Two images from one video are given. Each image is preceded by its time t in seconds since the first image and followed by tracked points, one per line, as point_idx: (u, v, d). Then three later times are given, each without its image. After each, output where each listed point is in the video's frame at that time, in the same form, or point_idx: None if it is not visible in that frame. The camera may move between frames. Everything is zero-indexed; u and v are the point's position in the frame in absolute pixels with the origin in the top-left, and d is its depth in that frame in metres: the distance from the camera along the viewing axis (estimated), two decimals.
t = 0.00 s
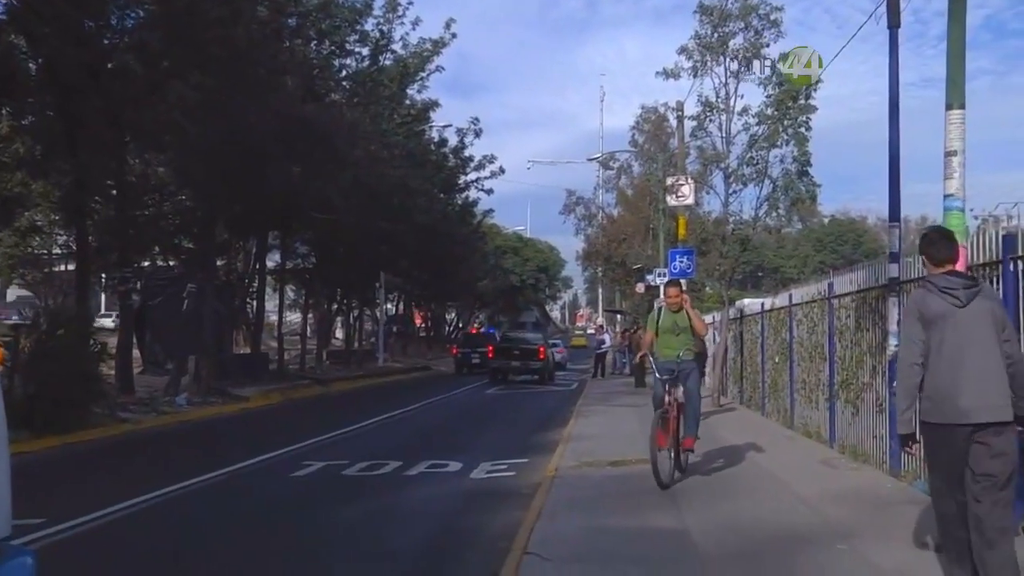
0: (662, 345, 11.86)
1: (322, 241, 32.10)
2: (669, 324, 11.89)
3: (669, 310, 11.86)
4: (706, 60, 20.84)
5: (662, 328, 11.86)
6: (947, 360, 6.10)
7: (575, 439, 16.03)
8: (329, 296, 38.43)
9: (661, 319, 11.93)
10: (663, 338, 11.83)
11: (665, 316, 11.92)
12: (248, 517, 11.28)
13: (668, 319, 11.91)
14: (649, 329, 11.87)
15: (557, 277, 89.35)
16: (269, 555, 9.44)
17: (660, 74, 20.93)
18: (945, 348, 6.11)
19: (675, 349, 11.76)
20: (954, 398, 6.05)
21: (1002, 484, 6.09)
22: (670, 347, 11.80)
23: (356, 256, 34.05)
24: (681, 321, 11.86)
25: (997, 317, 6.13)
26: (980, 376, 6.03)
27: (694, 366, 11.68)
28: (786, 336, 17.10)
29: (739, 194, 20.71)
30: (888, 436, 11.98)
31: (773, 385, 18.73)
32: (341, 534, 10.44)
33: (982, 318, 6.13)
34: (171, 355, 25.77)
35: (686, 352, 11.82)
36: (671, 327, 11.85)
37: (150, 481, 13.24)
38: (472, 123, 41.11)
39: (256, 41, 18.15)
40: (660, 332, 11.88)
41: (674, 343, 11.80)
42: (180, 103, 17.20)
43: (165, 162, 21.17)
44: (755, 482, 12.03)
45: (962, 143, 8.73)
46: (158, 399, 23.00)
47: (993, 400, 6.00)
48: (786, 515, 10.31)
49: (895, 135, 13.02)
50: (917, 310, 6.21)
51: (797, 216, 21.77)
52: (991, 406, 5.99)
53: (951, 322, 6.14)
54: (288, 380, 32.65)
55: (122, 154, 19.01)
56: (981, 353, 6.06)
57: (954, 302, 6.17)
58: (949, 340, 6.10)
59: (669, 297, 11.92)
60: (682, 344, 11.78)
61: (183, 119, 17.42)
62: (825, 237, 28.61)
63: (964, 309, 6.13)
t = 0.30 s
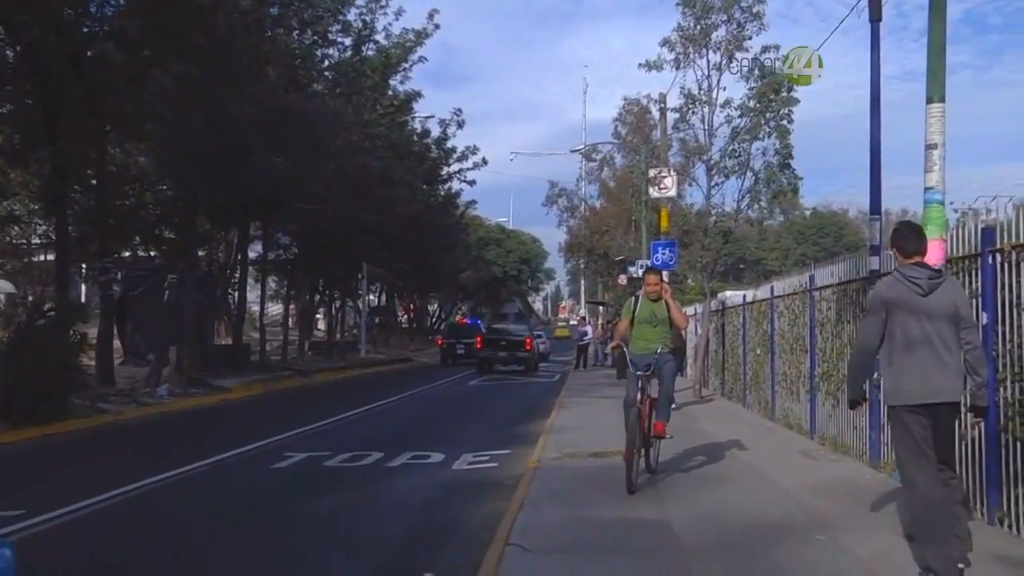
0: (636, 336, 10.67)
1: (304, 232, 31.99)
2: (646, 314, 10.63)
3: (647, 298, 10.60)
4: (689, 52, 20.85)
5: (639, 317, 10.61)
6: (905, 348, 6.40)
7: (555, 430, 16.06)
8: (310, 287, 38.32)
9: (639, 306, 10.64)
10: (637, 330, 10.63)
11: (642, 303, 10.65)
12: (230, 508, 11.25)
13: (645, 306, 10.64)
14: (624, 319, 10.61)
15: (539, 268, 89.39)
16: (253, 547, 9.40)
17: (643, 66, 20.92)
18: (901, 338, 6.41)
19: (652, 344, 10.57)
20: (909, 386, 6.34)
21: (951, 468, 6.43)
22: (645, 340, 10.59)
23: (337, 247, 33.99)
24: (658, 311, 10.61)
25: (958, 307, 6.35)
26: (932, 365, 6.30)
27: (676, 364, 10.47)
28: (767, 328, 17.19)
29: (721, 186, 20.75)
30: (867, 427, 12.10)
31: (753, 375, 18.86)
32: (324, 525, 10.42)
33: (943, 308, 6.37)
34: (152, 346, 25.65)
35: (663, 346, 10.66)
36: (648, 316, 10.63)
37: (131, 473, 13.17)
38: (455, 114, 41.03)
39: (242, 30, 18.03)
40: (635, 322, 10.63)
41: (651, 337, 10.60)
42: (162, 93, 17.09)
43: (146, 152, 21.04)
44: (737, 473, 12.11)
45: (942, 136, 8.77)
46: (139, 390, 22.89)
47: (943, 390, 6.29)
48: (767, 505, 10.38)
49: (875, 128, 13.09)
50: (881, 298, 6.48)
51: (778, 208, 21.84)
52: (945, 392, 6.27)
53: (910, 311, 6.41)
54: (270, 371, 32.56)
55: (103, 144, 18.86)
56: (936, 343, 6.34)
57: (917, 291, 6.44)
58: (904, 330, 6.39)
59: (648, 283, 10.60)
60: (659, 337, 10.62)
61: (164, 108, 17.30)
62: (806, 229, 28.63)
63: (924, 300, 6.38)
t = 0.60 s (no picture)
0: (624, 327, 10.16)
1: (297, 221, 31.95)
2: (636, 304, 10.10)
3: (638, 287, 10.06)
4: (682, 41, 20.84)
5: (629, 308, 10.08)
6: (877, 339, 7.23)
7: (549, 419, 16.09)
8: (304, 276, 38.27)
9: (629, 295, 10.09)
10: (626, 320, 10.11)
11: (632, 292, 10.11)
12: (224, 497, 11.26)
13: (636, 296, 10.10)
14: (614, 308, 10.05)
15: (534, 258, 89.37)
16: (246, 536, 9.44)
17: (637, 55, 20.91)
18: (876, 331, 7.22)
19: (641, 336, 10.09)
20: (879, 373, 7.17)
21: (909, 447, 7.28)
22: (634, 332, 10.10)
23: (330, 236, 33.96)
24: (649, 302, 10.10)
25: (928, 304, 7.16)
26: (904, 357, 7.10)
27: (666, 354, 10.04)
28: (760, 318, 17.22)
29: (715, 176, 20.75)
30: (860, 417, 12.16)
31: (746, 365, 18.92)
32: (318, 514, 10.45)
33: (913, 305, 7.18)
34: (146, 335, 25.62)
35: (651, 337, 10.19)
36: (637, 306, 10.11)
37: (124, 462, 13.17)
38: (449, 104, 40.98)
39: (235, 19, 17.97)
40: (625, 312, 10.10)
41: (640, 329, 10.11)
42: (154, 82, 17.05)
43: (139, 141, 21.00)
44: (731, 462, 12.17)
45: (936, 127, 8.78)
46: (133, 379, 22.87)
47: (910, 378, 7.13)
48: (761, 494, 10.42)
49: (869, 119, 13.10)
50: (860, 293, 7.30)
51: (772, 198, 21.86)
52: (908, 382, 7.12)
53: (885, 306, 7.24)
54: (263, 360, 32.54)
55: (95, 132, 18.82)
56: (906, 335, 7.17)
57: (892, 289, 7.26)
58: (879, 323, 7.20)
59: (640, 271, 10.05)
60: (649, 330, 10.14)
61: (157, 97, 17.27)
62: (800, 219, 28.65)
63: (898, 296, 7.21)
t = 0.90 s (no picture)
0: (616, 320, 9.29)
1: (291, 213, 31.90)
2: (631, 295, 9.23)
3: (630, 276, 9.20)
4: (676, 33, 20.80)
5: (621, 298, 9.21)
6: (857, 319, 7.98)
7: (543, 411, 16.10)
8: (297, 268, 38.22)
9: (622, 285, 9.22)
10: (618, 312, 9.24)
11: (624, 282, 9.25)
12: (218, 489, 11.25)
13: (630, 286, 9.24)
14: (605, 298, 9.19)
15: (528, 251, 89.39)
16: (240, 527, 9.45)
17: (630, 47, 20.88)
18: (857, 314, 7.96)
19: (635, 329, 9.22)
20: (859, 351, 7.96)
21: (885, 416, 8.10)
22: (628, 324, 9.22)
23: (324, 228, 33.92)
24: (643, 292, 9.23)
25: (902, 290, 7.95)
26: (885, 339, 7.88)
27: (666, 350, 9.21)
28: (754, 309, 17.24)
29: (709, 168, 20.75)
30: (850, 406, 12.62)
31: (740, 357, 18.96)
32: (312, 506, 10.44)
33: (890, 289, 7.96)
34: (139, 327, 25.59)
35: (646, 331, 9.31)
36: (630, 297, 9.24)
37: (118, 454, 13.15)
38: (443, 96, 40.92)
39: (228, 10, 17.90)
40: (618, 303, 9.24)
41: (634, 322, 9.24)
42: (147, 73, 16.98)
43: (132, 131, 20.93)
44: (724, 453, 12.20)
45: (930, 119, 8.79)
46: (127, 371, 22.85)
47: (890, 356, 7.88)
48: (754, 486, 10.44)
49: (864, 111, 13.11)
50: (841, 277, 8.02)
51: (765, 190, 21.88)
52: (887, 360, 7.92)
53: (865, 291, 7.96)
54: (257, 351, 32.52)
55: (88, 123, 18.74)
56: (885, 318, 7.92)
57: (868, 276, 8.00)
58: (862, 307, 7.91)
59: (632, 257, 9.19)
60: (643, 322, 9.25)
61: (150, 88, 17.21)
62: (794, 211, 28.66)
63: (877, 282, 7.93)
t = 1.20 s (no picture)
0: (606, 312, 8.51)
1: (279, 202, 31.84)
2: (621, 284, 8.46)
3: (618, 265, 8.45)
4: (665, 24, 20.79)
5: (611, 288, 8.45)
6: (823, 317, 8.32)
7: (531, 400, 16.13)
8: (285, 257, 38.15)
9: (610, 274, 8.47)
10: (607, 302, 8.47)
11: (613, 269, 8.49)
12: (205, 479, 11.24)
13: (619, 275, 8.48)
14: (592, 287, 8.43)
15: (515, 240, 89.37)
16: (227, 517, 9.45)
17: (619, 37, 20.86)
18: (822, 312, 8.31)
19: (627, 320, 8.45)
20: (825, 348, 8.30)
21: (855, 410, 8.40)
22: (618, 315, 8.46)
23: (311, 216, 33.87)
24: (633, 281, 8.47)
25: (865, 288, 8.27)
26: (847, 335, 8.21)
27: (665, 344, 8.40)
28: (741, 299, 17.31)
29: (697, 159, 20.78)
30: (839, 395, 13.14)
31: (728, 347, 19.05)
32: (299, 495, 10.45)
33: (853, 287, 8.28)
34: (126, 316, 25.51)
35: (639, 324, 8.54)
36: (620, 286, 8.47)
37: (105, 444, 13.12)
38: (432, 85, 40.84)
39: None
40: (607, 293, 8.47)
41: (626, 314, 8.46)
42: (133, 61, 16.89)
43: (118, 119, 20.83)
44: (710, 443, 12.26)
45: (916, 110, 8.82)
46: (113, 360, 22.78)
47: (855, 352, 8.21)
48: (739, 475, 10.50)
49: (851, 101, 13.15)
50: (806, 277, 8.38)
51: (753, 181, 21.93)
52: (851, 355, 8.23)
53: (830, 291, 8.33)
54: (245, 341, 32.47)
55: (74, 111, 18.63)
56: (848, 315, 8.26)
57: (833, 275, 8.34)
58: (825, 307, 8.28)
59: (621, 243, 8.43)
60: (635, 314, 8.48)
61: (135, 75, 17.12)
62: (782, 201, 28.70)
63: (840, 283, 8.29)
